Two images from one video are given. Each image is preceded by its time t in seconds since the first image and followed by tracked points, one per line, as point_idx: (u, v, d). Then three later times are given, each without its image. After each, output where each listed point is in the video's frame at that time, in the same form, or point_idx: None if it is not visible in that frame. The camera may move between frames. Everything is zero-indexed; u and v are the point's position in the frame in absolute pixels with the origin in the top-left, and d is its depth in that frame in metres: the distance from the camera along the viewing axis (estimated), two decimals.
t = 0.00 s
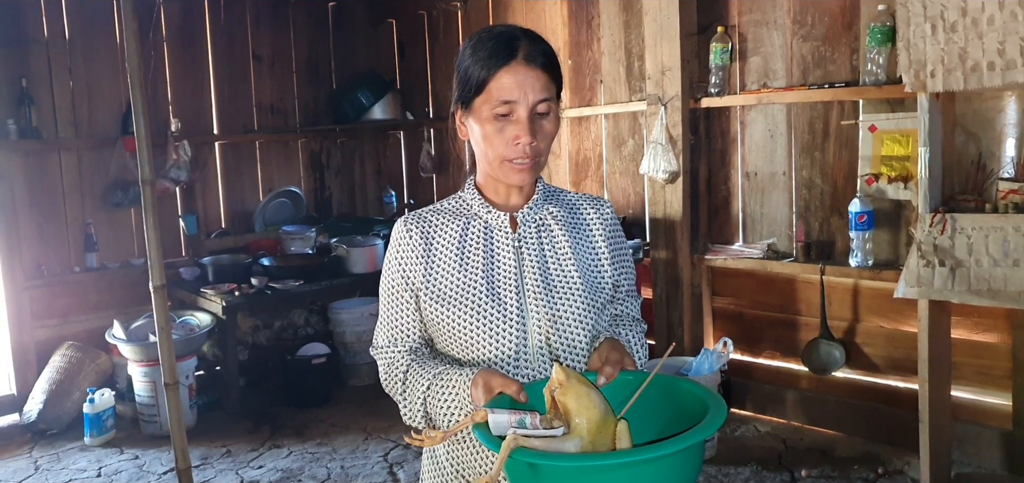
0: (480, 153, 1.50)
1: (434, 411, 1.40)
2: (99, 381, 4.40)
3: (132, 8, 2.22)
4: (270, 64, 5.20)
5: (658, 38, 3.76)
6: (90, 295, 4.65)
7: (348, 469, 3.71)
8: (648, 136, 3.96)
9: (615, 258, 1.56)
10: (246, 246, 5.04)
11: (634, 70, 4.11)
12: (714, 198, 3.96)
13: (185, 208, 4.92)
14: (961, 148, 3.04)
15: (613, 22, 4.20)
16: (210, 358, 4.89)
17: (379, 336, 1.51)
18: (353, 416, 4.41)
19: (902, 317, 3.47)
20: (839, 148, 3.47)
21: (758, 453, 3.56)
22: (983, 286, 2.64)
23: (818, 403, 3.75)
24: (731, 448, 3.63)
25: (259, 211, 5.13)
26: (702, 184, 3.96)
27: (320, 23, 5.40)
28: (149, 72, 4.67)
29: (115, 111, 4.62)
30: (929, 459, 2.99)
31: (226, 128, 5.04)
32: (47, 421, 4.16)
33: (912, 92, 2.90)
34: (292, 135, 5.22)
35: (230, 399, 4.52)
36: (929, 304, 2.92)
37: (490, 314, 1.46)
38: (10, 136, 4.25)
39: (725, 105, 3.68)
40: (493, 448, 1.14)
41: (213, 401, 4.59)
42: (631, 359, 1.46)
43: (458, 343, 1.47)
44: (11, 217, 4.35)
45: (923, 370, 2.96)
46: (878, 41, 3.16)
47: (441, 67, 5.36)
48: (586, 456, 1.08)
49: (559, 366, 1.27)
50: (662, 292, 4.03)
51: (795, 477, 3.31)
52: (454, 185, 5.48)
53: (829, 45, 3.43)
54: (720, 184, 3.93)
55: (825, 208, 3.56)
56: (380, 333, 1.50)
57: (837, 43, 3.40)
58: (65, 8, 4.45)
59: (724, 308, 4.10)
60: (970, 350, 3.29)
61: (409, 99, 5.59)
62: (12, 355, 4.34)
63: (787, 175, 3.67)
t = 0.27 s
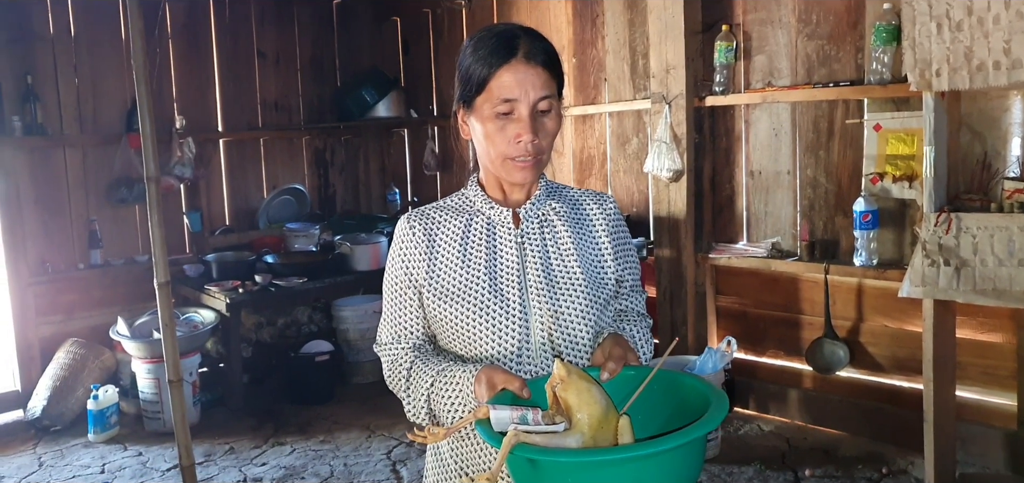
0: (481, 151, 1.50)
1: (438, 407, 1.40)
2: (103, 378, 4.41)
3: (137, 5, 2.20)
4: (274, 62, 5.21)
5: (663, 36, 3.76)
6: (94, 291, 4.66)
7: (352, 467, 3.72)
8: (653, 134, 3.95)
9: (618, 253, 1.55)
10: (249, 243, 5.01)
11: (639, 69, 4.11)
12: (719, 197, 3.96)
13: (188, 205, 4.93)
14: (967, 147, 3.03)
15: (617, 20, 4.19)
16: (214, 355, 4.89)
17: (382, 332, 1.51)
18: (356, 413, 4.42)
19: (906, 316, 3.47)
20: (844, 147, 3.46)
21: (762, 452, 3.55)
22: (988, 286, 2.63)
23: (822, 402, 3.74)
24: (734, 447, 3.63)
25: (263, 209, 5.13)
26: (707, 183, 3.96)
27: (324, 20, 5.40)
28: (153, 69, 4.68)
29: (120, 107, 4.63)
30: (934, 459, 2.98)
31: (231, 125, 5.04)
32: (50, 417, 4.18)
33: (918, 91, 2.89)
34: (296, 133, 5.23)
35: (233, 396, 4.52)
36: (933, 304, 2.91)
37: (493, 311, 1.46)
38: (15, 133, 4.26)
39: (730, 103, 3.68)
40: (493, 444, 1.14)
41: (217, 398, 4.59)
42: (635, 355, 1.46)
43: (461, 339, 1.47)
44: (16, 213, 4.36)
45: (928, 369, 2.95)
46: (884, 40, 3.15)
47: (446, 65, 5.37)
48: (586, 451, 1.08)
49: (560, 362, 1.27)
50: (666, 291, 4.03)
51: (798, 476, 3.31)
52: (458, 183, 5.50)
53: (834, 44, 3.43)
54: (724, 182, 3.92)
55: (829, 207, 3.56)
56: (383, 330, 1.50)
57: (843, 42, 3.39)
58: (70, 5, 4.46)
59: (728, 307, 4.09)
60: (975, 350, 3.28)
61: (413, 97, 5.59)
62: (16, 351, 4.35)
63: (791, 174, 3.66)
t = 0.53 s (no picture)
0: (483, 150, 1.50)
1: (441, 405, 1.40)
2: (107, 377, 4.42)
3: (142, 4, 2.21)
4: (278, 61, 5.21)
5: (667, 36, 3.75)
6: (98, 290, 4.67)
7: (355, 466, 3.72)
8: (656, 134, 3.95)
9: (622, 250, 1.55)
10: (254, 242, 5.04)
11: (643, 68, 4.10)
12: (723, 196, 3.95)
13: (192, 205, 4.93)
14: (972, 146, 3.02)
15: (621, 19, 4.19)
16: (218, 354, 4.90)
17: (386, 330, 1.51)
18: (360, 413, 4.42)
19: (912, 316, 3.46)
20: (849, 146, 3.46)
21: (766, 452, 3.55)
22: (993, 286, 2.63)
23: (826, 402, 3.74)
24: (738, 447, 3.62)
25: (266, 208, 5.14)
26: (711, 183, 3.95)
27: (328, 20, 5.40)
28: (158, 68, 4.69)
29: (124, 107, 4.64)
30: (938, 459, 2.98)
31: (235, 125, 5.05)
32: (55, 416, 4.20)
33: (922, 91, 2.89)
34: (300, 133, 5.23)
35: (237, 395, 4.53)
36: (938, 304, 2.91)
37: (496, 307, 1.46)
38: (19, 132, 4.27)
39: (734, 103, 3.67)
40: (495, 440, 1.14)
41: (221, 398, 4.61)
42: (639, 352, 1.45)
43: (464, 336, 1.47)
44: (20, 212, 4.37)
45: (932, 369, 2.95)
46: (888, 39, 3.14)
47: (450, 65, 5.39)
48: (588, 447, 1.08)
49: (564, 359, 1.27)
50: (669, 291, 4.02)
51: (802, 476, 3.31)
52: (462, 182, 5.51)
53: (838, 43, 3.42)
54: (728, 182, 3.92)
55: (834, 206, 3.55)
56: (387, 327, 1.51)
57: (847, 41, 3.39)
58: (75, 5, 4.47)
59: (732, 307, 4.09)
60: (979, 350, 3.28)
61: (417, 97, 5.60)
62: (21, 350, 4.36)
63: (795, 174, 3.66)
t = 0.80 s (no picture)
0: (482, 144, 1.51)
1: (443, 397, 1.41)
2: (110, 370, 4.43)
3: None
4: (281, 54, 5.21)
5: (671, 31, 3.74)
6: (101, 283, 4.68)
7: (357, 459, 3.73)
8: (660, 129, 3.95)
9: (623, 244, 1.55)
10: (256, 236, 5.06)
11: (647, 63, 4.10)
12: (726, 192, 3.95)
13: (195, 198, 4.93)
14: (976, 142, 3.02)
15: (625, 14, 4.18)
16: (220, 348, 4.91)
17: (388, 323, 1.51)
18: (362, 406, 4.43)
19: (914, 312, 3.45)
20: (853, 141, 3.45)
21: (767, 447, 3.55)
22: (996, 282, 2.63)
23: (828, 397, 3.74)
24: (739, 442, 3.63)
25: (269, 202, 5.15)
26: (714, 178, 3.95)
27: (332, 13, 5.40)
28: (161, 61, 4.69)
29: (127, 100, 4.65)
30: (939, 455, 2.98)
31: (238, 118, 5.05)
32: (59, 408, 4.20)
33: (926, 87, 2.88)
34: (303, 126, 5.23)
35: (239, 388, 4.54)
36: (940, 300, 2.91)
37: (498, 300, 1.46)
38: (22, 125, 4.28)
39: (738, 98, 3.69)
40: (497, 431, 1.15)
41: (223, 391, 4.62)
42: (639, 345, 1.46)
43: (466, 329, 1.48)
44: (23, 204, 4.38)
45: (934, 365, 2.95)
46: (893, 35, 3.14)
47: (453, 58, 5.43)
48: (589, 438, 1.09)
49: (565, 351, 1.28)
50: (671, 286, 4.03)
51: (803, 471, 3.31)
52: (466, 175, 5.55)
53: (842, 39, 3.41)
54: (731, 177, 3.92)
55: (837, 202, 3.55)
56: (389, 320, 1.51)
57: (851, 36, 3.38)
58: None
59: (734, 302, 4.09)
60: (981, 346, 3.28)
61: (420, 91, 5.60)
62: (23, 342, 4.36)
63: (798, 169, 3.65)
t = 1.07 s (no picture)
0: (478, 143, 1.51)
1: (444, 393, 1.41)
2: (111, 367, 4.44)
3: None
4: (281, 52, 5.21)
5: (671, 27, 3.74)
6: (102, 281, 4.68)
7: (358, 456, 3.73)
8: (660, 126, 3.95)
9: (622, 241, 1.56)
10: (257, 233, 5.06)
11: (647, 59, 4.10)
12: (726, 188, 3.95)
13: (196, 195, 4.94)
14: (976, 139, 3.01)
15: (626, 11, 4.18)
16: (221, 345, 4.92)
17: (388, 321, 1.52)
18: (363, 403, 4.44)
19: (914, 309, 3.46)
20: (853, 137, 3.45)
21: (768, 443, 3.56)
22: (996, 278, 2.63)
23: (828, 394, 3.74)
24: (739, 438, 3.63)
25: (270, 199, 5.15)
26: (715, 175, 3.95)
27: (332, 10, 5.40)
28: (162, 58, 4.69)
29: (127, 96, 4.65)
30: (940, 451, 2.98)
31: (238, 115, 5.05)
32: (60, 405, 4.23)
33: (927, 83, 2.88)
34: (303, 124, 5.23)
35: (240, 385, 4.55)
36: (941, 296, 2.91)
37: (498, 298, 1.46)
38: (23, 122, 4.28)
39: (737, 95, 3.68)
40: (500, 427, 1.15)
41: (224, 388, 4.62)
42: (638, 340, 1.46)
43: (466, 325, 1.48)
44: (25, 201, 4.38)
45: (934, 361, 2.95)
46: (893, 31, 3.14)
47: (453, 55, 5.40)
48: (593, 433, 1.09)
49: (566, 347, 1.28)
50: (672, 283, 4.03)
51: (804, 467, 3.31)
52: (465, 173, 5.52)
53: (843, 35, 3.41)
54: (731, 174, 3.92)
55: (837, 199, 3.55)
56: (389, 318, 1.51)
57: (852, 33, 3.38)
58: None
59: (734, 299, 4.09)
60: (981, 342, 3.28)
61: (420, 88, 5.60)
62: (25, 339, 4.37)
63: (799, 166, 3.65)
